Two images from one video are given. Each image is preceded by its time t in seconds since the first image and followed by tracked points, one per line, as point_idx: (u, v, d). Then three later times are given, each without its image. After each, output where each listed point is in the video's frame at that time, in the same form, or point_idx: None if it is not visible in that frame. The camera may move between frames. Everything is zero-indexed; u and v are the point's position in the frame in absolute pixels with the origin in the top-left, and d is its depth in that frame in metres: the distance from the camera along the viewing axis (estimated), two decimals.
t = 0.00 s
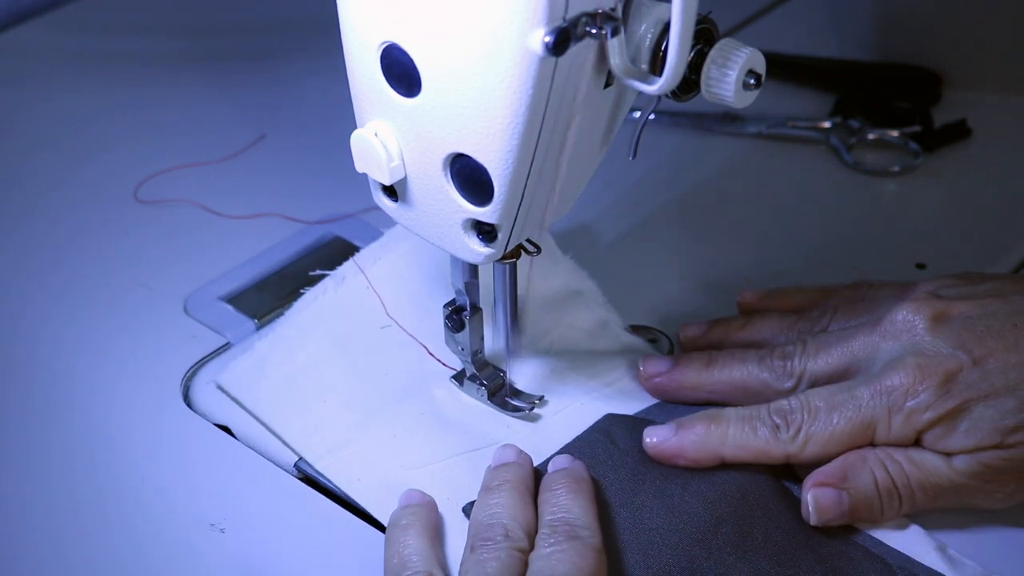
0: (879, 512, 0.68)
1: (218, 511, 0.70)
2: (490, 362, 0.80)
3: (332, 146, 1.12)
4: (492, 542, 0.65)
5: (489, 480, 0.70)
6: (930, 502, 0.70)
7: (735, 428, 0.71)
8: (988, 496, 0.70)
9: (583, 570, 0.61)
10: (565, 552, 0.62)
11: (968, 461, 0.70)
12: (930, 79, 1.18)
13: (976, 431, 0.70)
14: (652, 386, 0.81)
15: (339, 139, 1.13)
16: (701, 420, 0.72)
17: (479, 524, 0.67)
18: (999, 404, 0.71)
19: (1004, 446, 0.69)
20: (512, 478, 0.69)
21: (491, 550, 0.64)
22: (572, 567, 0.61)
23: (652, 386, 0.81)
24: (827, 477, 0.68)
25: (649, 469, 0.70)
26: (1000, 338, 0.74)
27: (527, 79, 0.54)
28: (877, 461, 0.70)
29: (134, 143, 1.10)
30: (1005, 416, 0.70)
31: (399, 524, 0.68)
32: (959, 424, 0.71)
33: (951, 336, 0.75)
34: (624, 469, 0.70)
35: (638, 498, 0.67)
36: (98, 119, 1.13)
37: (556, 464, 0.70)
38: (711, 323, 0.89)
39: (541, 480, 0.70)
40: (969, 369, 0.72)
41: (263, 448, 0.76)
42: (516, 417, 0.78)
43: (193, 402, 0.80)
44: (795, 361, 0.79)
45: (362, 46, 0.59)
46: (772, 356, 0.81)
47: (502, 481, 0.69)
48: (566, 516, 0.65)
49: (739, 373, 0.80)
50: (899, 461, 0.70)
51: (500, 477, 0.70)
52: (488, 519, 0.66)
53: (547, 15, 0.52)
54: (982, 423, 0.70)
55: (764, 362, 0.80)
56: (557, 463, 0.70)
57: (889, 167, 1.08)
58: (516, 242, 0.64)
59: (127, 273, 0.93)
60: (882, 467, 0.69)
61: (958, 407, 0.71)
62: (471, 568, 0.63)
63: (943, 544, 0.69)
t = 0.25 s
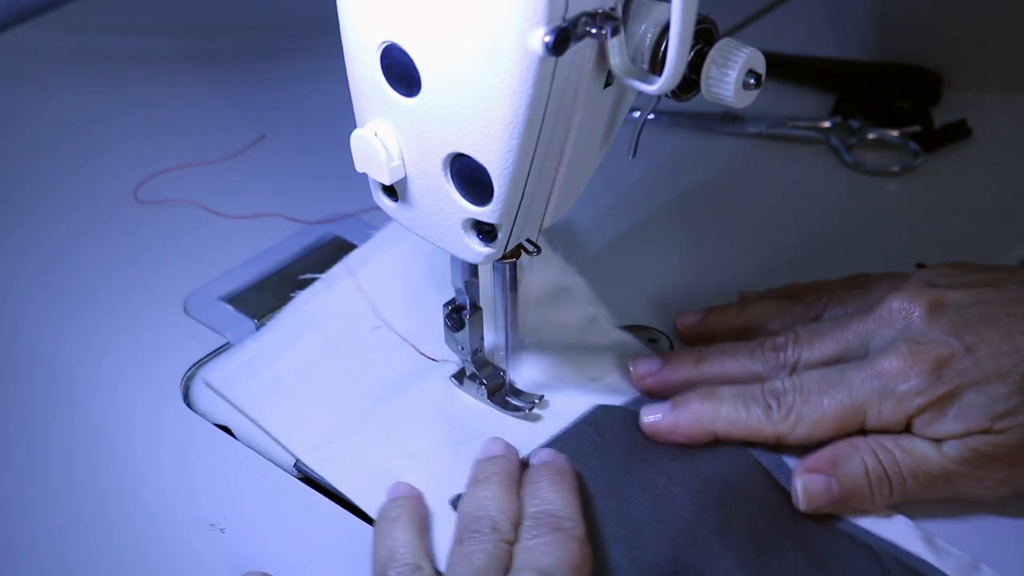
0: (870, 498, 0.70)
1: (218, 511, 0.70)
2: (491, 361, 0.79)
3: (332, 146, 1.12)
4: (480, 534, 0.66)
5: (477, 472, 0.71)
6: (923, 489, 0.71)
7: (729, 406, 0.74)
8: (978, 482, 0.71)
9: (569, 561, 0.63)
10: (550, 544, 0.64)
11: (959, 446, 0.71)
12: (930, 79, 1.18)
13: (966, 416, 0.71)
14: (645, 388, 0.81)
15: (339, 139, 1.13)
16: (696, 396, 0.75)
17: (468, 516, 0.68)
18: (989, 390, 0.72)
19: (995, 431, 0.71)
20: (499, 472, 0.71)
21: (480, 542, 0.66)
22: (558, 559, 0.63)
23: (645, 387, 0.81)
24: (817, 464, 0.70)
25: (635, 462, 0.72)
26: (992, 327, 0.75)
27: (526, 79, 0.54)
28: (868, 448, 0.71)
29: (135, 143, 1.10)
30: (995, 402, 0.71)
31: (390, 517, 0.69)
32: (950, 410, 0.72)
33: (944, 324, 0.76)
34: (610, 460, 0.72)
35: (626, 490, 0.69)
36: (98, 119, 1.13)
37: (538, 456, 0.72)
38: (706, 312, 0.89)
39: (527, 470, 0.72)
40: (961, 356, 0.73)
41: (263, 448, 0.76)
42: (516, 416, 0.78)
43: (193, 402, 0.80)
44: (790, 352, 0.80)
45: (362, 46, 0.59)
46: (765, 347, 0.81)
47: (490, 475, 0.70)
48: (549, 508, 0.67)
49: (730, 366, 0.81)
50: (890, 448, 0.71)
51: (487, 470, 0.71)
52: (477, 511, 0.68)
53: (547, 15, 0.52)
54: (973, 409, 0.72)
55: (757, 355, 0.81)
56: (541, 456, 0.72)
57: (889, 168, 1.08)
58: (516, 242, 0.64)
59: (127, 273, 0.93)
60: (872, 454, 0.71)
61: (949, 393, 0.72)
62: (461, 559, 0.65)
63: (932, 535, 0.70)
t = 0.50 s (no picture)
0: (844, 474, 0.71)
1: (218, 511, 0.70)
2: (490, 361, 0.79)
3: (332, 146, 1.12)
4: (454, 520, 0.66)
5: (451, 460, 0.71)
6: (897, 468, 0.72)
7: (711, 388, 0.75)
8: (954, 465, 0.72)
9: (542, 546, 0.63)
10: (523, 529, 0.64)
11: (936, 429, 0.72)
12: (931, 79, 1.18)
13: (943, 401, 0.73)
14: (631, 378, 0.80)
15: (340, 139, 1.13)
16: (679, 378, 0.76)
17: (442, 503, 0.68)
18: (967, 375, 0.73)
19: (971, 415, 0.72)
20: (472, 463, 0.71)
21: (452, 529, 0.65)
22: (531, 544, 0.63)
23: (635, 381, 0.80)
24: (793, 436, 0.72)
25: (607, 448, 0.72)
26: (972, 314, 0.77)
27: (527, 79, 0.54)
28: (843, 425, 0.72)
29: (135, 143, 1.10)
30: (972, 386, 0.72)
31: (363, 507, 0.69)
32: (929, 392, 0.73)
33: (923, 310, 0.78)
34: (583, 445, 0.72)
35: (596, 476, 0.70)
36: (98, 119, 1.13)
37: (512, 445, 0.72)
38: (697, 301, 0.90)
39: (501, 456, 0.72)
40: (939, 342, 0.75)
41: (263, 449, 0.76)
42: (516, 416, 0.77)
43: (193, 402, 0.80)
44: (776, 341, 0.82)
45: (362, 46, 0.59)
46: (752, 337, 0.83)
47: (464, 461, 0.70)
48: (522, 494, 0.67)
49: (715, 355, 0.82)
50: (866, 426, 0.72)
51: (461, 457, 0.70)
52: (451, 498, 0.67)
53: (547, 15, 0.52)
54: (950, 393, 0.73)
55: (743, 343, 0.82)
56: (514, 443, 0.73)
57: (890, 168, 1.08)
58: (516, 242, 0.64)
59: (127, 273, 0.93)
60: (848, 431, 0.72)
61: (927, 377, 0.74)
62: (433, 547, 0.64)
63: (895, 512, 0.70)
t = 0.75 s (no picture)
0: (832, 459, 0.71)
1: (218, 511, 0.70)
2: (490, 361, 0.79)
3: (332, 145, 1.12)
4: (442, 512, 0.65)
5: (438, 453, 0.70)
6: (883, 453, 0.72)
7: (693, 380, 0.75)
8: (941, 445, 0.72)
9: (529, 538, 0.62)
10: (510, 521, 0.63)
11: (919, 411, 0.73)
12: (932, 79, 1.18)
13: (924, 388, 0.73)
14: (615, 362, 0.82)
15: (340, 138, 1.13)
16: (662, 371, 0.76)
17: (429, 495, 0.67)
18: (946, 359, 0.74)
19: (950, 398, 0.73)
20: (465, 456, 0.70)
21: (440, 522, 0.65)
22: (519, 536, 0.62)
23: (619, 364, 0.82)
24: (779, 424, 0.72)
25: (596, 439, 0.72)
26: (946, 297, 0.78)
27: (527, 79, 0.54)
28: (827, 408, 0.73)
29: (135, 143, 1.10)
30: (952, 370, 0.74)
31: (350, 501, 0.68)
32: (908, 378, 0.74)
33: (897, 297, 0.78)
34: (570, 440, 0.72)
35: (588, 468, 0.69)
36: (98, 119, 1.13)
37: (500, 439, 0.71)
38: (683, 288, 0.91)
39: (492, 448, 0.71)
40: (915, 329, 0.76)
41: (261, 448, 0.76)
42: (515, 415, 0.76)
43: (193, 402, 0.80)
44: (755, 329, 0.82)
45: (362, 46, 0.59)
46: (733, 327, 0.82)
47: (452, 454, 0.69)
48: (510, 486, 0.66)
49: (696, 346, 0.82)
50: (848, 411, 0.73)
51: (449, 450, 0.70)
52: (439, 490, 0.67)
53: (547, 15, 0.52)
54: (931, 377, 0.74)
55: (722, 334, 0.82)
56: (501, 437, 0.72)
57: (890, 167, 1.08)
58: (516, 242, 0.64)
59: (126, 273, 0.93)
60: (831, 414, 0.72)
61: (902, 363, 0.75)
62: (420, 541, 0.64)
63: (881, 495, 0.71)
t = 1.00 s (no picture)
0: (869, 507, 0.66)
1: (219, 511, 0.70)
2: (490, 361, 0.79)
3: (332, 145, 1.12)
4: (527, 472, 0.69)
5: (514, 420, 0.73)
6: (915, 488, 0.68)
7: (706, 416, 0.70)
8: (966, 474, 0.70)
9: (623, 492, 0.67)
10: (598, 482, 0.67)
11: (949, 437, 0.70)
12: (933, 79, 1.18)
13: (948, 401, 0.72)
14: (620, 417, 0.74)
15: (339, 139, 1.13)
16: (673, 412, 0.71)
17: (510, 456, 0.70)
18: (967, 371, 0.74)
19: (975, 416, 0.71)
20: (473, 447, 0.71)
21: (526, 486, 0.68)
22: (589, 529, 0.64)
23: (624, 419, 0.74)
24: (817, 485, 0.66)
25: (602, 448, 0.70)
26: (958, 309, 0.79)
27: (527, 79, 0.54)
28: (855, 451, 0.67)
29: (134, 143, 1.10)
30: (976, 382, 0.73)
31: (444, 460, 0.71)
32: (930, 394, 0.72)
33: (910, 308, 0.79)
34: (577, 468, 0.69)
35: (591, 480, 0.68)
36: (98, 119, 1.13)
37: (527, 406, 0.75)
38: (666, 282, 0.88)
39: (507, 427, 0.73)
40: (932, 334, 0.76)
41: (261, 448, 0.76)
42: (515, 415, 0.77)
43: (193, 403, 0.80)
44: (759, 360, 0.77)
45: (362, 46, 0.59)
46: (733, 360, 0.78)
47: (528, 420, 0.72)
48: (591, 454, 0.69)
49: (698, 382, 0.76)
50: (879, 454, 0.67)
51: (525, 417, 0.72)
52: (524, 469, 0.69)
53: (547, 15, 0.52)
54: (955, 393, 0.72)
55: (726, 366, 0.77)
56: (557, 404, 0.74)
57: (890, 167, 1.08)
58: (516, 242, 0.64)
59: (126, 273, 0.93)
60: (863, 460, 0.67)
61: (923, 377, 0.73)
62: (506, 499, 0.68)
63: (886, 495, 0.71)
